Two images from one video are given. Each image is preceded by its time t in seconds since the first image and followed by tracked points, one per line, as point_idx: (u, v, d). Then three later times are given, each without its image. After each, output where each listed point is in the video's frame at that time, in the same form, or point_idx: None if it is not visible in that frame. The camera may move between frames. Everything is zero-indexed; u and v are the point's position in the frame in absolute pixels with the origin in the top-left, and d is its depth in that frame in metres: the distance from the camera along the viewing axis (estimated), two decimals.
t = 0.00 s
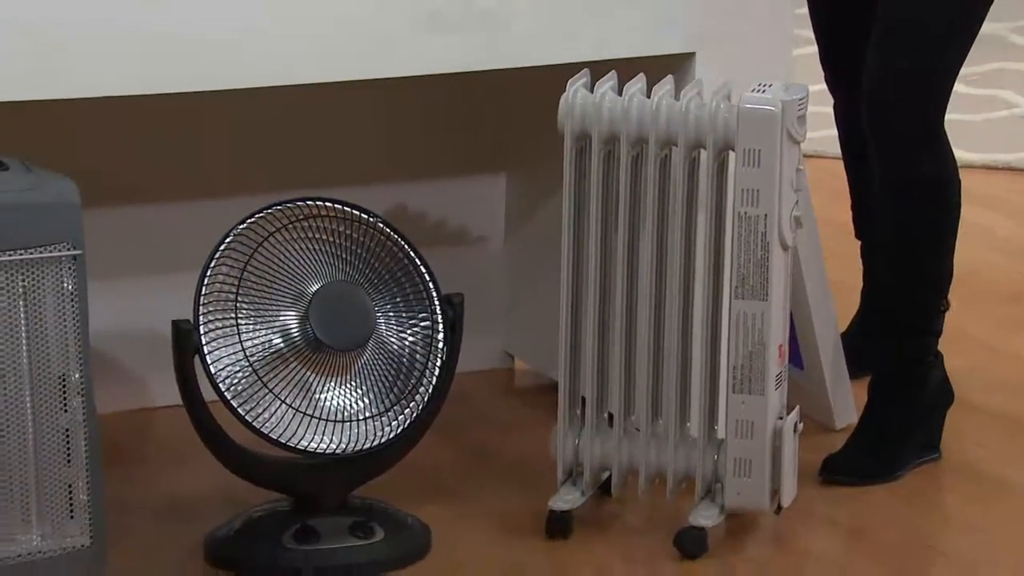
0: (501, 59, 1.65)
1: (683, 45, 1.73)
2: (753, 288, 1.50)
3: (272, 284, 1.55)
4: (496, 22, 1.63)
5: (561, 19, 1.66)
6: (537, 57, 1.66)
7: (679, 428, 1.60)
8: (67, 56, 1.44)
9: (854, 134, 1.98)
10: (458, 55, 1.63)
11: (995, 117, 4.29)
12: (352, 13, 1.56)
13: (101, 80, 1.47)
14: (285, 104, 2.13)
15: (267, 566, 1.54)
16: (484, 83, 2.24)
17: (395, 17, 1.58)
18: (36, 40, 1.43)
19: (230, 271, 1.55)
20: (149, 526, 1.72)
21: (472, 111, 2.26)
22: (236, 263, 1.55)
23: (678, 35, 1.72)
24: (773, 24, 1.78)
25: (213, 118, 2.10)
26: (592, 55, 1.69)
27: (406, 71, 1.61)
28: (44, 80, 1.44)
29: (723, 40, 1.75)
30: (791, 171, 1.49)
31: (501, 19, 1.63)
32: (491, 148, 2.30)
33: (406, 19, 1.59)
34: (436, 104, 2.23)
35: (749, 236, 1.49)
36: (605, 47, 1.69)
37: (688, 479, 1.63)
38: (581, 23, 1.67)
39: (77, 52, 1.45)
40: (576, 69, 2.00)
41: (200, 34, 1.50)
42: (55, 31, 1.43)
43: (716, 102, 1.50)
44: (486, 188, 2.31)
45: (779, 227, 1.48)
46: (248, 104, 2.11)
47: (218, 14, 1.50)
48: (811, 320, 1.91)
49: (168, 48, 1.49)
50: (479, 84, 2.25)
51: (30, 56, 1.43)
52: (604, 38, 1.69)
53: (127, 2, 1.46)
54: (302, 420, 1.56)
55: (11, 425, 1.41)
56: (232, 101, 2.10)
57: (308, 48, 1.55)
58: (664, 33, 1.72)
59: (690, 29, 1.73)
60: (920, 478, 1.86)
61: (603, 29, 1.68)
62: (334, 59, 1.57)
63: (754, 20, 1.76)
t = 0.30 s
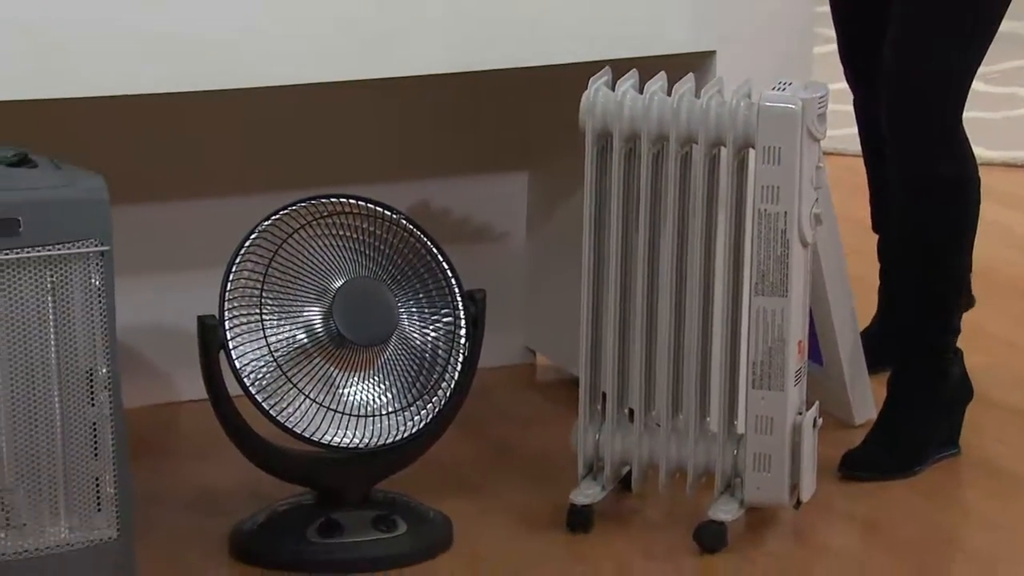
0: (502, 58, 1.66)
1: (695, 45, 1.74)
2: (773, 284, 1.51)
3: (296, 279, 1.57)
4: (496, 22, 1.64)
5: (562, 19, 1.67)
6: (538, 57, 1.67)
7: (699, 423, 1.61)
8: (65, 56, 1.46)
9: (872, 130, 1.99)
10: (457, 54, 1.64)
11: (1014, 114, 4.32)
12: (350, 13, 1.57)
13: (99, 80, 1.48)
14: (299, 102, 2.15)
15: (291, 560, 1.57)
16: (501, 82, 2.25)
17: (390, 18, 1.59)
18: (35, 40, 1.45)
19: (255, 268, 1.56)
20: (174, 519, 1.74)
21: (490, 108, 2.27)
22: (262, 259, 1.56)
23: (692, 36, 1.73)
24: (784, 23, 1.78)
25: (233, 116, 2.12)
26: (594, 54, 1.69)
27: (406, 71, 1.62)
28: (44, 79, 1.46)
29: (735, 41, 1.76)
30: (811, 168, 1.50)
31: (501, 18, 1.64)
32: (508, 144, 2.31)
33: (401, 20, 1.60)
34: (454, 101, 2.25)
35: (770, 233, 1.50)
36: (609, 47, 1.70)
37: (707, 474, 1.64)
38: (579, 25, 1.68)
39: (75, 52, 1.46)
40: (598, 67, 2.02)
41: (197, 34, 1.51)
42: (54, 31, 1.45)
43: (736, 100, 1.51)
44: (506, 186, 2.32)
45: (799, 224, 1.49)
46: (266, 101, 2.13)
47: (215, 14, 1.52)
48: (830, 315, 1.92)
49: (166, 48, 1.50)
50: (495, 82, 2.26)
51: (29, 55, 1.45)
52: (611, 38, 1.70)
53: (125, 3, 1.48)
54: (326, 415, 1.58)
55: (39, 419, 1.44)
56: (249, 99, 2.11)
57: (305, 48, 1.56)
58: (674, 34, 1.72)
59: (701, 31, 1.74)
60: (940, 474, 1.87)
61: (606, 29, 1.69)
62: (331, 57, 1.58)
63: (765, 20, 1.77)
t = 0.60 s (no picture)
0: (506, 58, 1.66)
1: (709, 44, 1.74)
2: (797, 282, 1.52)
3: (323, 276, 1.58)
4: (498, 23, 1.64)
5: (566, 20, 1.67)
6: (544, 58, 1.67)
7: (723, 420, 1.62)
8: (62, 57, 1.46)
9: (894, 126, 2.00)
10: (456, 54, 1.63)
11: None
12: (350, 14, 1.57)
13: (96, 79, 1.48)
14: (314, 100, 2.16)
15: (318, 554, 1.58)
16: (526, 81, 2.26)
17: (388, 19, 1.59)
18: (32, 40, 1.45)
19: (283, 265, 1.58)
20: (202, 513, 1.76)
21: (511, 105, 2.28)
22: (290, 255, 1.58)
23: (707, 35, 1.74)
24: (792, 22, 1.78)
25: (256, 115, 2.13)
26: (600, 53, 1.69)
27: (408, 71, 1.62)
28: (41, 80, 1.46)
29: (748, 41, 1.76)
30: (835, 166, 1.51)
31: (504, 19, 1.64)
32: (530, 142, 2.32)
33: (398, 20, 1.60)
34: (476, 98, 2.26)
35: (794, 231, 1.51)
36: (616, 48, 1.70)
37: (731, 470, 1.65)
38: (584, 27, 1.68)
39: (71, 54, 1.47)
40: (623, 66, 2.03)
41: (194, 34, 1.51)
42: (52, 29, 1.45)
43: (761, 99, 1.51)
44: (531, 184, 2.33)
45: (823, 223, 1.50)
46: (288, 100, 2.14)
47: (212, 14, 1.52)
48: (855, 311, 1.93)
49: (160, 48, 1.50)
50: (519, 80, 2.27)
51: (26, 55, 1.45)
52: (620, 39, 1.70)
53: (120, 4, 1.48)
54: (353, 411, 1.60)
55: (71, 414, 1.45)
56: (271, 98, 2.13)
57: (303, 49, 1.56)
58: (686, 34, 1.72)
59: (715, 31, 1.74)
60: (965, 471, 1.88)
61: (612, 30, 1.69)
62: (331, 56, 1.58)
63: (778, 19, 1.77)
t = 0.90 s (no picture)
0: (508, 60, 1.65)
1: (719, 44, 1.74)
2: (826, 281, 1.52)
3: (352, 274, 1.59)
4: (498, 26, 1.63)
5: (568, 21, 1.66)
6: (546, 59, 1.66)
7: (751, 418, 1.62)
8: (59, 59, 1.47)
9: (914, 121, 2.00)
10: (452, 55, 1.62)
11: None
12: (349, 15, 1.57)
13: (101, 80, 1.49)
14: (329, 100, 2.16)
15: (348, 550, 1.59)
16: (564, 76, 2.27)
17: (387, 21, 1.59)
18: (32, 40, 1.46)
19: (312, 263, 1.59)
20: (233, 509, 1.77)
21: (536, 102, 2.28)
22: (319, 252, 1.59)
23: (720, 35, 1.73)
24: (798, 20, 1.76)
25: (281, 113, 2.14)
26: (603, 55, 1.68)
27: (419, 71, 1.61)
28: (40, 79, 1.47)
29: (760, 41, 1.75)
30: (864, 165, 1.51)
31: (502, 20, 1.63)
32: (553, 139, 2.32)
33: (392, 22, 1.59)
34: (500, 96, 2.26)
35: (823, 229, 1.51)
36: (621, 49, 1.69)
37: (760, 468, 1.65)
38: (577, 28, 1.66)
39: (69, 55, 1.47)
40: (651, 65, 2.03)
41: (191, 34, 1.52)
42: (51, 29, 1.46)
43: (790, 98, 1.51)
44: (558, 181, 2.34)
45: (852, 221, 1.50)
46: (309, 99, 2.15)
47: (213, 14, 1.52)
48: (883, 305, 1.93)
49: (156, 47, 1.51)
50: (545, 77, 2.27)
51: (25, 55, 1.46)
52: (627, 40, 1.69)
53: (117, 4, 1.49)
54: (382, 408, 1.60)
55: (102, 410, 1.47)
56: (294, 96, 2.14)
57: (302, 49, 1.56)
58: (695, 34, 1.72)
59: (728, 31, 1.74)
60: (994, 470, 1.87)
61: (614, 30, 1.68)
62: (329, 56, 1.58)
63: (791, 18, 1.76)
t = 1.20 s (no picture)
0: (512, 60, 1.63)
1: (733, 44, 1.72)
2: (855, 281, 1.52)
3: (381, 273, 1.60)
4: (501, 27, 1.61)
5: (572, 21, 1.64)
6: (552, 59, 1.64)
7: (780, 417, 1.62)
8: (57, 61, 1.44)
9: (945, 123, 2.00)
10: (453, 55, 1.60)
11: None
12: (349, 19, 1.55)
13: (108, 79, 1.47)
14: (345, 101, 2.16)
15: (377, 548, 1.60)
16: (584, 76, 2.28)
17: (386, 23, 1.56)
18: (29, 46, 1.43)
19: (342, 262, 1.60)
20: (262, 506, 1.78)
21: (558, 101, 2.28)
22: (348, 252, 1.59)
23: (737, 33, 1.72)
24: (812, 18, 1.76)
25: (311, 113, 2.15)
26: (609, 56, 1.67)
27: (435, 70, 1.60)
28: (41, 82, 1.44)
29: (774, 40, 1.74)
30: (894, 165, 1.51)
31: (505, 20, 1.61)
32: (578, 137, 2.32)
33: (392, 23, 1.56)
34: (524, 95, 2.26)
35: (852, 229, 1.51)
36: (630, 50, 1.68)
37: (788, 467, 1.65)
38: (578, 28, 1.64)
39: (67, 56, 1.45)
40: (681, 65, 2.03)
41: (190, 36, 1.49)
42: (51, 29, 1.43)
43: (819, 97, 1.51)
44: (586, 181, 2.34)
45: (881, 221, 1.50)
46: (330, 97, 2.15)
47: (214, 13, 1.49)
48: (911, 303, 1.92)
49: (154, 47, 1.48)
50: (572, 77, 2.28)
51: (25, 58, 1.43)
52: (639, 39, 1.68)
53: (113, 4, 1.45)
54: (411, 406, 1.61)
55: (133, 407, 1.48)
56: (317, 97, 2.15)
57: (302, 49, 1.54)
58: (707, 32, 1.71)
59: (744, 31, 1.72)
60: None
61: (621, 29, 1.67)
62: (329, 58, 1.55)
63: (821, 17, 1.76)
